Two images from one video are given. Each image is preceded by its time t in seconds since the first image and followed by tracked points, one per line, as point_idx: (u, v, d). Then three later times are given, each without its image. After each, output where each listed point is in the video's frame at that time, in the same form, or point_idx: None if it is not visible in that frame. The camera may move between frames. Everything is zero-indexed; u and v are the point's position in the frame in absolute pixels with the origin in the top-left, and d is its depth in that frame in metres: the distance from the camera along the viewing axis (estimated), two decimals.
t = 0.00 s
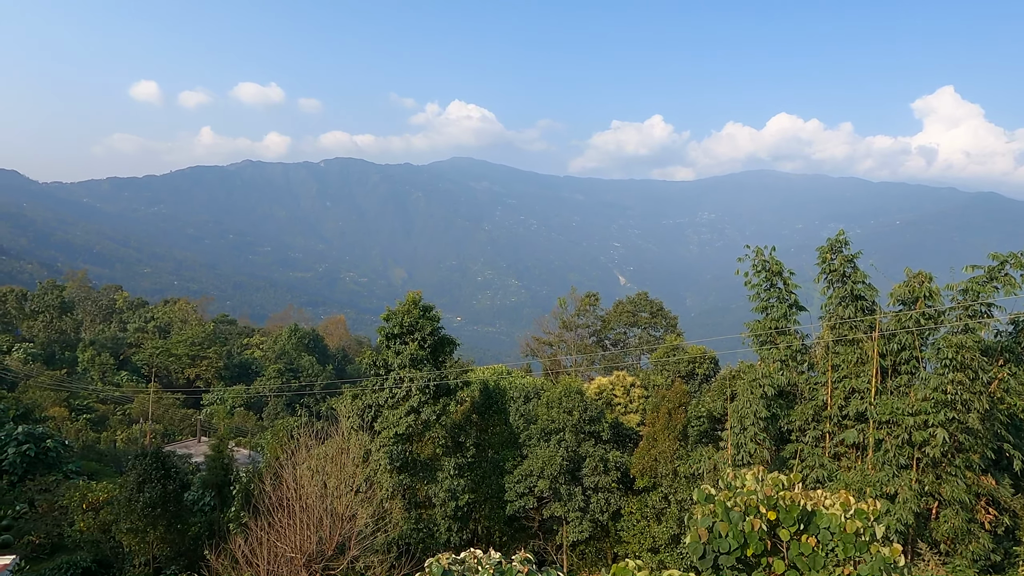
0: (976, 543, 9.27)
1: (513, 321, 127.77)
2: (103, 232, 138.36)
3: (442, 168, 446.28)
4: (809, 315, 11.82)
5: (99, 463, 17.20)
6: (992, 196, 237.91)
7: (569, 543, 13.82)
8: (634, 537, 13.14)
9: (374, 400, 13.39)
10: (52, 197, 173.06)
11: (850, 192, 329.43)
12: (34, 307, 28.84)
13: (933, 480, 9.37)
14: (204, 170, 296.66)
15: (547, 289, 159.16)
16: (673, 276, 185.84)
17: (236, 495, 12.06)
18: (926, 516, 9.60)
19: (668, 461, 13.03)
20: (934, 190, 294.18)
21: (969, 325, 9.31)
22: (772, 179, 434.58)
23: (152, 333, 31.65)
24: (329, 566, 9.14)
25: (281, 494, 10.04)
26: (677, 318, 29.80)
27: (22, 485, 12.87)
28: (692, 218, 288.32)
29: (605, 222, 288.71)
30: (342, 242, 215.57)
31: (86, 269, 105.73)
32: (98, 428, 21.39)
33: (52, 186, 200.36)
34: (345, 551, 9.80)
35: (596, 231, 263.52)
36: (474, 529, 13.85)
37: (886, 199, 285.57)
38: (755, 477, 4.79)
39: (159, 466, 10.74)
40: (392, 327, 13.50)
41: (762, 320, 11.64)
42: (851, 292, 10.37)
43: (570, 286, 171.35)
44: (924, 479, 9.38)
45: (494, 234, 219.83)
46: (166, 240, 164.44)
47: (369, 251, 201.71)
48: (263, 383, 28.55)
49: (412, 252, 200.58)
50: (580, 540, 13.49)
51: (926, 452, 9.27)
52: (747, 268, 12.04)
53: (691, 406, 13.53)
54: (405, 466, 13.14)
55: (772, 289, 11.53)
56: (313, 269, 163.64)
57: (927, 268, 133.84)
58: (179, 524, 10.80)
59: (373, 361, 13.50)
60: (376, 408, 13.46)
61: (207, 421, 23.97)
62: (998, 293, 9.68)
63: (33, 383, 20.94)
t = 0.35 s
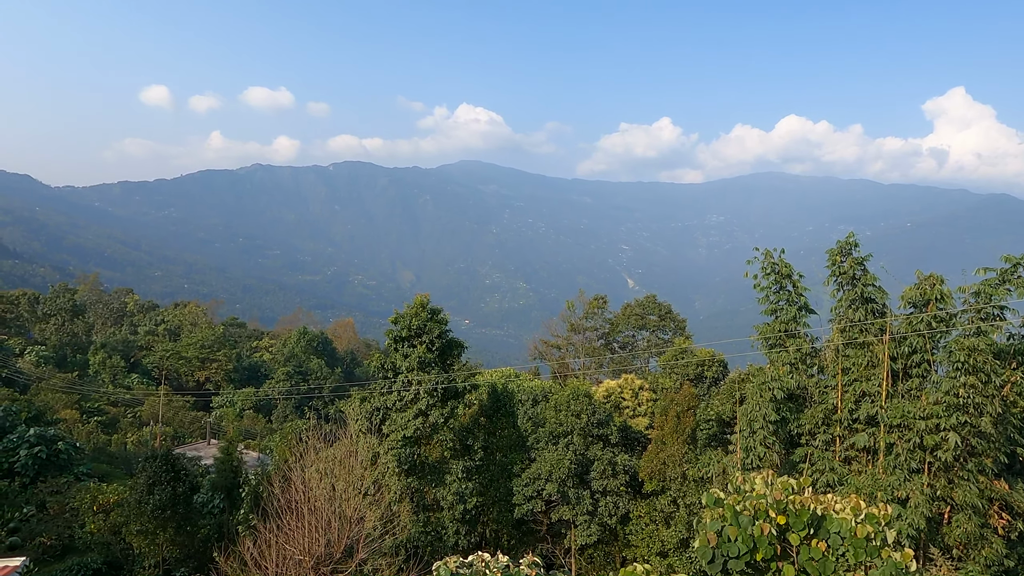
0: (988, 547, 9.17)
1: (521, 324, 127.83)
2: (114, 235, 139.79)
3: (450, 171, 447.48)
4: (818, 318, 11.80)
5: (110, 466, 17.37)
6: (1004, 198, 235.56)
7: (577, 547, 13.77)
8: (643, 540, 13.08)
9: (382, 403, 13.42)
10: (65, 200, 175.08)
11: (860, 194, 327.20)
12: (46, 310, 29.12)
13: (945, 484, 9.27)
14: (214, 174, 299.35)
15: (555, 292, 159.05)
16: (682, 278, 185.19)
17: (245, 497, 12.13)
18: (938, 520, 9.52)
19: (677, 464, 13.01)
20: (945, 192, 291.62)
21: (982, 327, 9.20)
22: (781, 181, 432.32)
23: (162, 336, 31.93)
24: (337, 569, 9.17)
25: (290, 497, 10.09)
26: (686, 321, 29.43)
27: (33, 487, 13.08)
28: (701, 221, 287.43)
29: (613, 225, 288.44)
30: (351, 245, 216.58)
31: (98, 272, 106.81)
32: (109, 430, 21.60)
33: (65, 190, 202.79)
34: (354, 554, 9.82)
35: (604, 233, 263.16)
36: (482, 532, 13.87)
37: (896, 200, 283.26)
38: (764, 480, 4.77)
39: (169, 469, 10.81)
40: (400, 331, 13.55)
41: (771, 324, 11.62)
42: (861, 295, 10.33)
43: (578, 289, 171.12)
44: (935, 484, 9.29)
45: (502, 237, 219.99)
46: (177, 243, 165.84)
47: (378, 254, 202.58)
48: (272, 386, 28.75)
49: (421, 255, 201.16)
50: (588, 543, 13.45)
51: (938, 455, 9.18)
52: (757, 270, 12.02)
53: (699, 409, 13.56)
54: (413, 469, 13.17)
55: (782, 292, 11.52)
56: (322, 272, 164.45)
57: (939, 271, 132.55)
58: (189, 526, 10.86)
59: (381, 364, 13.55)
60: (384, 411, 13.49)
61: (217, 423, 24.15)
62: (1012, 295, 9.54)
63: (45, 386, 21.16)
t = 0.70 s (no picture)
0: (1002, 553, 9.03)
1: (529, 327, 127.80)
2: (125, 239, 141.15)
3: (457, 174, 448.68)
4: (828, 321, 11.76)
5: (120, 468, 17.53)
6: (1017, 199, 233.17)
7: (585, 550, 13.72)
8: (651, 544, 13.01)
9: (390, 406, 13.43)
10: (77, 205, 177.03)
11: (870, 196, 325.05)
12: (57, 313, 29.38)
13: (957, 488, 9.18)
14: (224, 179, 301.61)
15: (563, 295, 158.94)
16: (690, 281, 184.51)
17: (253, 500, 12.20)
18: (950, 525, 9.40)
19: (685, 468, 12.97)
20: (956, 194, 289.28)
21: (993, 330, 9.12)
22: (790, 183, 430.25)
23: (172, 339, 32.19)
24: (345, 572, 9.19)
25: (298, 499, 10.13)
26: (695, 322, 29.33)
27: (45, 488, 13.20)
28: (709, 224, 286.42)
29: (621, 228, 288.03)
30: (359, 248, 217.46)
31: (109, 276, 107.84)
32: (119, 433, 21.76)
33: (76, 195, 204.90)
34: (362, 557, 9.85)
35: (612, 236, 262.86)
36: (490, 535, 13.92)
37: (907, 202, 281.09)
38: (774, 483, 4.76)
39: (178, 471, 10.90)
40: (408, 333, 13.57)
41: (780, 326, 11.58)
42: (871, 297, 10.28)
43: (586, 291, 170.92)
44: (948, 487, 9.18)
45: (510, 239, 220.16)
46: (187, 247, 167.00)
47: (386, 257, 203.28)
48: (281, 389, 28.95)
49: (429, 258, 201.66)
50: (597, 547, 13.38)
51: (950, 459, 9.08)
52: (766, 273, 11.99)
53: (708, 412, 13.59)
54: (420, 473, 13.14)
55: (791, 294, 11.51)
56: (331, 275, 165.19)
57: (950, 273, 131.42)
58: (198, 528, 10.94)
59: (389, 367, 13.62)
60: (392, 414, 13.49)
61: (226, 426, 24.29)
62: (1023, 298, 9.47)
63: (56, 389, 21.33)
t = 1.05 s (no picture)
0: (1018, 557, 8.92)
1: (538, 329, 127.68)
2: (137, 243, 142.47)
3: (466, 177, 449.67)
4: (839, 323, 11.67)
5: (131, 470, 17.68)
6: None
7: (594, 554, 13.63)
8: (661, 547, 12.95)
9: (399, 408, 13.48)
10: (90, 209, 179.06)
11: (881, 196, 322.68)
12: (70, 316, 29.72)
13: (971, 492, 9.07)
14: (234, 182, 304.13)
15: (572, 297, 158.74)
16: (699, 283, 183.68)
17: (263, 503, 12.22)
18: (963, 529, 9.32)
19: (695, 471, 12.95)
20: (969, 194, 286.48)
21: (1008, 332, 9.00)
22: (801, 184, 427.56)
23: (183, 342, 32.47)
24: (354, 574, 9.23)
25: (307, 501, 10.22)
26: (703, 325, 29.54)
27: (58, 490, 13.38)
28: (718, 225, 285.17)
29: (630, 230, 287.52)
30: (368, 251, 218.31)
31: (121, 279, 108.86)
32: (130, 435, 21.91)
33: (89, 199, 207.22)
34: (371, 559, 9.90)
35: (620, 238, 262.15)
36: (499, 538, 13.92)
37: (919, 203, 278.77)
38: (785, 487, 4.72)
39: (189, 473, 10.99)
40: (416, 336, 13.61)
41: (791, 328, 11.50)
42: (883, 298, 10.18)
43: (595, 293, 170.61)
44: (961, 491, 9.08)
45: (518, 241, 220.41)
46: (198, 250, 168.27)
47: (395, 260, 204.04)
48: (291, 391, 29.02)
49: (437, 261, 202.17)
50: (606, 551, 13.32)
51: (963, 462, 8.99)
52: (775, 275, 11.92)
53: (717, 414, 13.56)
54: (429, 475, 13.15)
55: (800, 296, 11.43)
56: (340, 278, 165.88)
57: (963, 273, 130.02)
58: (208, 530, 11.01)
59: (398, 369, 13.66)
60: (400, 416, 13.54)
61: (236, 428, 24.44)
62: None
63: (68, 391, 21.48)
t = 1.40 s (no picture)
0: None
1: (547, 331, 127.58)
2: (149, 245, 143.86)
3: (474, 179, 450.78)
4: (850, 324, 11.58)
5: (143, 471, 17.88)
6: None
7: (604, 556, 13.55)
8: (669, 550, 12.94)
9: (408, 410, 13.51)
10: (103, 211, 181.08)
11: (893, 197, 320.10)
12: (82, 318, 30.09)
13: (985, 495, 9.01)
14: (245, 185, 306.57)
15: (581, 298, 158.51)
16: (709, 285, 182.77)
17: (273, 503, 12.30)
18: (977, 533, 9.25)
19: (704, 473, 12.95)
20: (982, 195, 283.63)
21: None
22: (812, 185, 424.72)
23: (194, 344, 32.77)
24: None
25: (318, 503, 10.26)
26: (713, 326, 29.35)
27: (71, 490, 13.54)
28: (728, 227, 283.76)
29: (639, 231, 286.69)
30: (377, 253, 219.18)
31: (133, 281, 109.93)
32: (143, 435, 22.11)
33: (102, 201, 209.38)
34: (381, 560, 9.97)
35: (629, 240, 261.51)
36: (508, 541, 13.92)
37: (932, 203, 276.19)
38: (795, 489, 4.71)
39: (199, 474, 11.05)
40: (426, 337, 13.64)
41: (801, 330, 11.45)
42: (894, 299, 10.09)
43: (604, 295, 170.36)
44: (975, 494, 9.01)
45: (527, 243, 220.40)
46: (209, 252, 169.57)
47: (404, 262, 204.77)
48: (300, 393, 29.15)
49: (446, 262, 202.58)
50: (616, 553, 13.28)
51: (977, 466, 8.93)
52: (785, 276, 11.87)
53: (727, 415, 13.56)
54: (438, 477, 13.16)
55: (812, 298, 11.32)
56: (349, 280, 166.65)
57: (976, 274, 128.66)
58: (218, 531, 11.09)
59: (407, 371, 13.70)
60: (409, 417, 13.57)
61: (246, 429, 24.61)
62: None
63: (81, 392, 21.63)
